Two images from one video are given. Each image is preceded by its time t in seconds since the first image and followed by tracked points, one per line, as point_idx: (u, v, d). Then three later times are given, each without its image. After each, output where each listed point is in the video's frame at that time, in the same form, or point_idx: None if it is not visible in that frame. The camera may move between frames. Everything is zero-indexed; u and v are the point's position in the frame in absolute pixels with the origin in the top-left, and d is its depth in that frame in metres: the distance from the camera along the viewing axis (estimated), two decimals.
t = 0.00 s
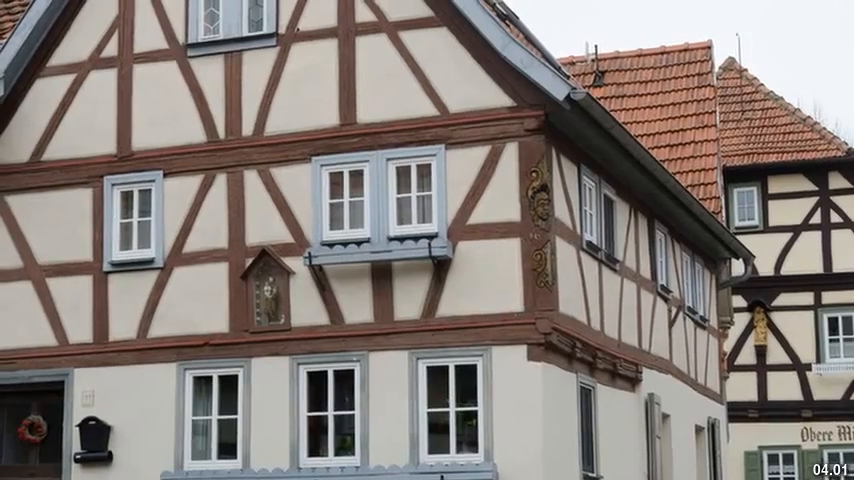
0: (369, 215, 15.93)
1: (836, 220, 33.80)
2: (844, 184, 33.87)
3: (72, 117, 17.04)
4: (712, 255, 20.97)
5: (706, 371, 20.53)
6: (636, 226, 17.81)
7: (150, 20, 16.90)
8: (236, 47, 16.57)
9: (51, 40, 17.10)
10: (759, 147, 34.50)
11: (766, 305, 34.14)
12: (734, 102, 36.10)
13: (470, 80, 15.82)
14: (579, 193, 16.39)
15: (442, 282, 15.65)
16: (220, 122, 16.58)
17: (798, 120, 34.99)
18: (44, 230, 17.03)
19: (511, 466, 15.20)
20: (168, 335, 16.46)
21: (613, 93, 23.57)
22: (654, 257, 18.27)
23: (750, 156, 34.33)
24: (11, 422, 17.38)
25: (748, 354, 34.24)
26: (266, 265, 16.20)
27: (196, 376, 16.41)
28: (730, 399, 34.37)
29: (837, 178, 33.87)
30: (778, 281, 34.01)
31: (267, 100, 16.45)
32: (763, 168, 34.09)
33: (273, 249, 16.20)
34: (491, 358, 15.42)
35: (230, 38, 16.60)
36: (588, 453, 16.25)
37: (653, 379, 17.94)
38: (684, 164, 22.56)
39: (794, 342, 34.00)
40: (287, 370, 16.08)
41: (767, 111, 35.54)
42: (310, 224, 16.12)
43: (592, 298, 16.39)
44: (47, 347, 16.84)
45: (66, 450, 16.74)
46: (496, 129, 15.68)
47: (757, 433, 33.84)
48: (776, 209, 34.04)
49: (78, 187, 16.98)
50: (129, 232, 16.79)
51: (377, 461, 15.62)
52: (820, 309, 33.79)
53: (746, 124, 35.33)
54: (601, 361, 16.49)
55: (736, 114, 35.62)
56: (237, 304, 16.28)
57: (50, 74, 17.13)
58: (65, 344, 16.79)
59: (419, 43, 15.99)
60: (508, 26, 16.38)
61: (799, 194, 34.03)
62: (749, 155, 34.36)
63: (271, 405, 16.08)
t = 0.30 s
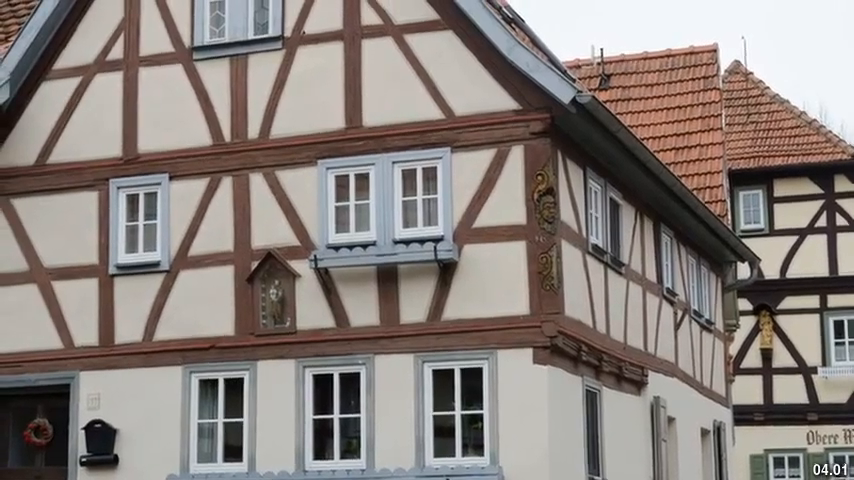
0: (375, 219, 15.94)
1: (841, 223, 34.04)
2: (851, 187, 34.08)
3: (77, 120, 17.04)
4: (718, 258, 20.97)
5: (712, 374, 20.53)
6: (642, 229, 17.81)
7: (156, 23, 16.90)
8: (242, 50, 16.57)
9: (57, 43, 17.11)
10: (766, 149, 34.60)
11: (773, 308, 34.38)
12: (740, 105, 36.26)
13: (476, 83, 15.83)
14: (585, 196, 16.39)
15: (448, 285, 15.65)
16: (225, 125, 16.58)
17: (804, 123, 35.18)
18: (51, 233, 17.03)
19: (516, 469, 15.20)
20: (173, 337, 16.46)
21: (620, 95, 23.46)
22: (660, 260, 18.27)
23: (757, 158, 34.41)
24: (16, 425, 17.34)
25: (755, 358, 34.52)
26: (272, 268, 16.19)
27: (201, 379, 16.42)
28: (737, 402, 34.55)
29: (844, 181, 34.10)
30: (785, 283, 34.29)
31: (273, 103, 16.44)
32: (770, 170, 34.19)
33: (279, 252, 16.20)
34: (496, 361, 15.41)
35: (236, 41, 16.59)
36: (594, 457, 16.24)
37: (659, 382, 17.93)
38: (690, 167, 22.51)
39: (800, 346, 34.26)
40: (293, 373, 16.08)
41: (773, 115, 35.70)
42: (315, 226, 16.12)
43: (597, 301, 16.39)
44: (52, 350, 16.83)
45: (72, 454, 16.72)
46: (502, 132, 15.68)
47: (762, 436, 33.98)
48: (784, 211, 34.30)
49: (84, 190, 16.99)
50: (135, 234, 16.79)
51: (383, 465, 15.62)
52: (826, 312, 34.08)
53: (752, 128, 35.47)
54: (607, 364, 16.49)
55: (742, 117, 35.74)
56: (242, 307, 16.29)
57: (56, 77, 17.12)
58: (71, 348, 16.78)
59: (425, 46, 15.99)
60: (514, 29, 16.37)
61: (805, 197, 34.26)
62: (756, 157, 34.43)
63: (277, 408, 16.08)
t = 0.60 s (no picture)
0: (383, 224, 15.94)
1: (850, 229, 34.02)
2: None
3: (86, 124, 17.04)
4: (726, 263, 20.97)
5: (721, 379, 20.52)
6: (650, 234, 17.81)
7: (164, 28, 16.90)
8: (251, 55, 16.57)
9: (65, 48, 17.11)
10: (773, 154, 34.57)
11: (781, 313, 34.40)
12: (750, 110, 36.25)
13: (484, 88, 15.83)
14: (594, 201, 16.38)
15: (457, 290, 15.65)
16: (234, 130, 16.58)
17: (812, 128, 35.11)
18: (59, 238, 17.03)
19: (525, 474, 15.21)
20: (182, 343, 16.45)
21: (628, 101, 23.77)
22: (668, 264, 18.25)
23: (764, 164, 34.40)
24: (24, 432, 17.25)
25: (764, 362, 34.51)
26: (281, 273, 16.20)
27: (210, 384, 16.41)
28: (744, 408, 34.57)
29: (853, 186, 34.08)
30: (794, 289, 34.32)
31: (281, 108, 16.45)
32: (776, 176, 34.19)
33: (288, 257, 16.19)
34: (505, 366, 15.42)
35: (245, 46, 16.59)
36: (603, 462, 16.23)
37: (668, 387, 17.93)
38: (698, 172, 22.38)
39: (809, 351, 34.22)
40: (301, 378, 16.08)
41: (782, 120, 35.77)
42: (324, 231, 16.12)
43: (606, 306, 16.39)
44: (61, 355, 16.82)
45: (80, 459, 16.72)
46: (510, 137, 15.68)
47: (772, 441, 34.07)
48: (791, 215, 34.30)
49: (92, 195, 16.99)
50: (144, 239, 16.79)
51: (391, 470, 15.62)
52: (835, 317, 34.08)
53: (761, 134, 35.38)
54: (616, 369, 16.49)
55: (751, 122, 35.79)
56: (251, 312, 16.28)
57: (64, 82, 17.12)
58: (79, 353, 16.78)
59: (434, 51, 15.99)
60: (523, 34, 16.37)
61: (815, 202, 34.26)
62: (763, 163, 34.42)
63: (285, 413, 16.08)
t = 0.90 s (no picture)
0: (392, 229, 15.94)
1: None
2: None
3: (95, 129, 17.04)
4: (734, 267, 20.95)
5: (730, 384, 20.49)
6: (660, 240, 17.80)
7: (173, 33, 16.90)
8: (259, 60, 16.55)
9: (74, 53, 17.11)
10: (783, 160, 34.38)
11: (790, 317, 34.33)
12: (759, 115, 36.11)
13: (494, 94, 15.83)
14: (603, 207, 16.39)
15: (465, 295, 15.65)
16: (243, 135, 16.58)
17: (822, 133, 34.96)
18: (68, 243, 17.03)
19: None
20: (191, 348, 16.45)
21: (637, 105, 23.59)
22: (678, 269, 18.26)
23: (773, 169, 34.17)
24: (33, 436, 17.23)
25: (773, 367, 34.45)
26: (290, 278, 16.20)
27: (219, 389, 16.41)
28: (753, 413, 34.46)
29: None
30: (803, 294, 34.18)
31: (290, 113, 16.44)
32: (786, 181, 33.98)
33: (296, 262, 16.19)
34: (513, 371, 15.41)
35: (253, 51, 16.58)
36: (612, 468, 16.23)
37: (676, 392, 17.91)
38: (707, 178, 22.33)
39: (818, 355, 34.19)
40: (310, 383, 16.08)
41: (791, 125, 35.58)
42: (333, 236, 16.12)
43: (615, 312, 16.39)
44: (69, 360, 16.82)
45: (89, 464, 16.71)
46: (519, 142, 15.68)
47: (781, 446, 33.96)
48: (802, 221, 34.15)
49: (101, 200, 16.98)
50: (153, 244, 16.79)
51: (400, 475, 15.61)
52: (844, 322, 33.98)
53: (770, 137, 35.29)
54: (624, 375, 16.49)
55: (761, 127, 35.66)
56: (260, 317, 16.29)
57: (74, 87, 17.12)
58: (88, 358, 16.78)
59: (443, 56, 15.99)
60: (532, 40, 16.35)
61: (826, 207, 34.13)
62: (772, 168, 34.20)
63: (294, 418, 16.09)
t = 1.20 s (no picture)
0: (403, 235, 15.94)
1: None
2: None
3: (106, 136, 17.04)
4: (745, 274, 20.94)
5: (741, 390, 20.47)
6: (671, 246, 17.80)
7: (184, 40, 16.90)
8: (271, 67, 16.56)
9: (85, 60, 17.12)
10: (794, 167, 34.43)
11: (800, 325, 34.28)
12: (769, 121, 36.10)
13: (505, 100, 15.83)
14: (614, 213, 16.39)
15: (477, 302, 15.64)
16: (254, 142, 16.58)
17: (833, 140, 34.97)
18: (79, 249, 17.02)
19: None
20: (201, 354, 16.45)
21: (648, 112, 23.67)
22: (688, 276, 18.25)
23: (783, 176, 34.24)
24: (45, 443, 17.20)
25: (784, 374, 34.47)
26: (301, 284, 16.18)
27: (230, 396, 16.41)
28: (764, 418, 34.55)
29: None
30: (813, 300, 34.19)
31: (301, 119, 16.44)
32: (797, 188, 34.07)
33: (307, 268, 16.19)
34: (525, 378, 15.41)
35: (265, 58, 16.59)
36: (623, 474, 16.22)
37: (687, 398, 17.91)
38: (720, 184, 22.40)
39: (828, 362, 34.12)
40: (321, 389, 16.08)
41: (801, 131, 35.54)
42: (343, 243, 16.12)
43: (627, 318, 16.39)
44: (80, 367, 16.81)
45: (100, 471, 16.70)
46: (530, 148, 15.68)
47: (789, 453, 34.16)
48: (812, 228, 34.28)
49: (112, 207, 16.98)
50: (164, 251, 16.79)
51: None
52: None
53: (780, 144, 35.27)
54: (636, 381, 16.49)
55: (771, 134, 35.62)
56: (271, 324, 16.28)
57: (85, 93, 17.13)
58: (99, 364, 16.78)
59: (453, 62, 15.99)
60: (542, 45, 16.34)
61: (836, 214, 34.24)
62: (783, 175, 34.27)
63: (305, 425, 16.08)
